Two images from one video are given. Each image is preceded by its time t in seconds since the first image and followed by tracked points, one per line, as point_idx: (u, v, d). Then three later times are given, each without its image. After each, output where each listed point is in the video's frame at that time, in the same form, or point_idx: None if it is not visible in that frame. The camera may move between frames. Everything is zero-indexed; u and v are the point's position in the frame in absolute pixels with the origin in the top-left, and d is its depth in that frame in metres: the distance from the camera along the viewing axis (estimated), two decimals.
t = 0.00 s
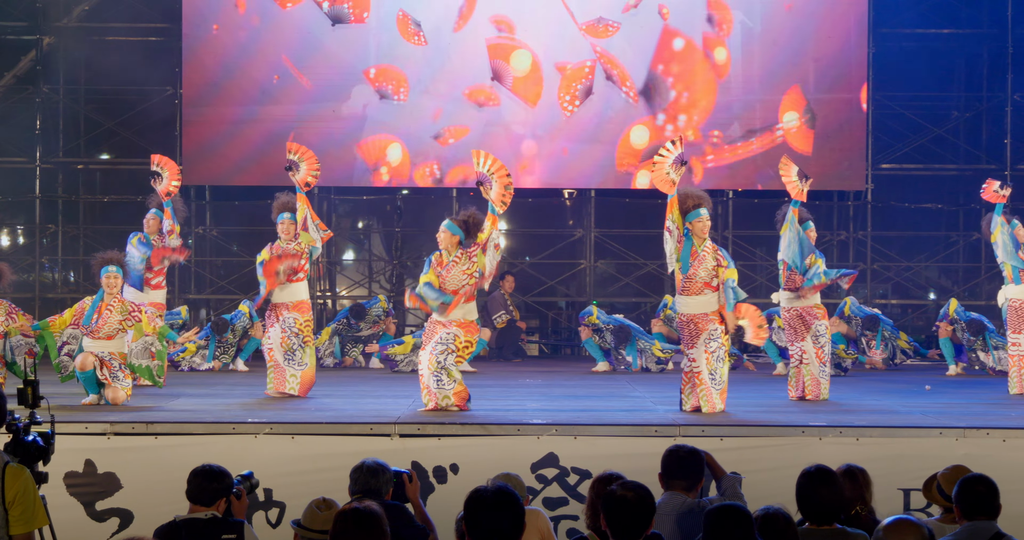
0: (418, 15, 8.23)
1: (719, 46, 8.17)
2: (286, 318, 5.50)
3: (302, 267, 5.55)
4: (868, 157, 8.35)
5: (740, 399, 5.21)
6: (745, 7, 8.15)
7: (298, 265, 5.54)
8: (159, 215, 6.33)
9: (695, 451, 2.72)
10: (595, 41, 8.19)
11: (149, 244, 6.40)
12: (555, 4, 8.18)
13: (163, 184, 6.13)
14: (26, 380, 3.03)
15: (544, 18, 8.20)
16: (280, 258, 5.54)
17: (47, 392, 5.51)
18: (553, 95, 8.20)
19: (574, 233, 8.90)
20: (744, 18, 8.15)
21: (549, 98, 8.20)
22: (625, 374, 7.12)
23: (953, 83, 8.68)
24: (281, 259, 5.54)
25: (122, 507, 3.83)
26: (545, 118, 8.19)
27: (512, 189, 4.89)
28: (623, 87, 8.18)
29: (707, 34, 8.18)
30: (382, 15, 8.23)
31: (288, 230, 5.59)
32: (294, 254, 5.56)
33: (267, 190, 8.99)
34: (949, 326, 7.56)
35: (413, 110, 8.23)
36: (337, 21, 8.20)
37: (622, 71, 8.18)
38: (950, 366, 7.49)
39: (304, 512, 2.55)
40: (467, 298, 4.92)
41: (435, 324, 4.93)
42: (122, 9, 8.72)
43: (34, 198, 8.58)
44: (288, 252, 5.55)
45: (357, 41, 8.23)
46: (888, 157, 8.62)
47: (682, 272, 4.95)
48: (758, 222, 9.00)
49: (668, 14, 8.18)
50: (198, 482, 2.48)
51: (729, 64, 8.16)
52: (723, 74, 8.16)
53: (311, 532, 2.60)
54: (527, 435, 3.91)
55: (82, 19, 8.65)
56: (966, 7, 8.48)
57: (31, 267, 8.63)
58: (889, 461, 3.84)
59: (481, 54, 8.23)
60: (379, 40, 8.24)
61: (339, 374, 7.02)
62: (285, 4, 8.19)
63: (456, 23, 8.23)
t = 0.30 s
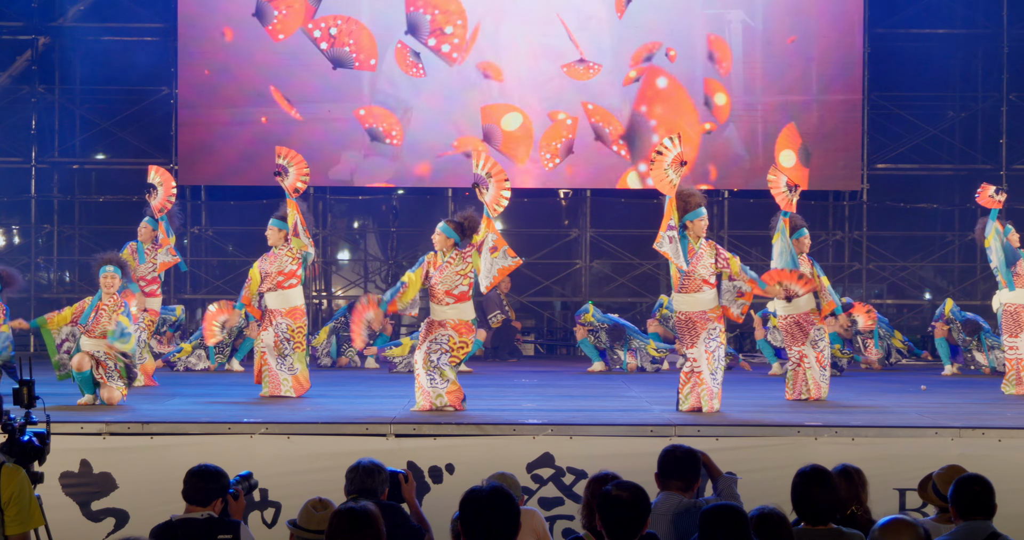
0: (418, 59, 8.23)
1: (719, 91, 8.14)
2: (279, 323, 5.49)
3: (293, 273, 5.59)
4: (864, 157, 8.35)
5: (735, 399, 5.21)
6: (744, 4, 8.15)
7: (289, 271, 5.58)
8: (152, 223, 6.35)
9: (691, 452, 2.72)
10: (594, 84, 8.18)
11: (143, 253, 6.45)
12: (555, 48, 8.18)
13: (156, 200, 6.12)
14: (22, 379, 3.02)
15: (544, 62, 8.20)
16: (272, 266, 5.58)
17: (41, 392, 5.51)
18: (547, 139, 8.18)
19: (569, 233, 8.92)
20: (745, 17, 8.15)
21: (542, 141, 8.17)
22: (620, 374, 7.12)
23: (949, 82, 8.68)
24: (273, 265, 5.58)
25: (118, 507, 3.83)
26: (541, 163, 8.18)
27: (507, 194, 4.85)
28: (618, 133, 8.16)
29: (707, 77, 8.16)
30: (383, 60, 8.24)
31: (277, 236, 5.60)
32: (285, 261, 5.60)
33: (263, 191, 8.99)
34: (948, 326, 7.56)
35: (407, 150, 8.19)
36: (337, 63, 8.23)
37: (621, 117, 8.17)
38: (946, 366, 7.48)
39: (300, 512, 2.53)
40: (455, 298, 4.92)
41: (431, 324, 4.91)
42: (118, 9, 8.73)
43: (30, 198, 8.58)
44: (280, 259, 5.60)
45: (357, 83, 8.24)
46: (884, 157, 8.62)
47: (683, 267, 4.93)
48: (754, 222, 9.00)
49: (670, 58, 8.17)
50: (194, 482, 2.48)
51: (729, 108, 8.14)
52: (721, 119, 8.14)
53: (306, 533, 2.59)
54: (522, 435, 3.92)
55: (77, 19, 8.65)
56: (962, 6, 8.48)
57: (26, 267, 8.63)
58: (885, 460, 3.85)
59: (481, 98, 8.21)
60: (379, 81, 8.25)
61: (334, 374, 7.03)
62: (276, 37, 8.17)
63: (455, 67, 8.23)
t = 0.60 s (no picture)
0: (418, 101, 8.22)
1: (719, 136, 8.13)
2: (274, 307, 5.51)
3: (286, 253, 5.58)
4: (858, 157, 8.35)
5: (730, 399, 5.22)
6: (767, 3, 8.17)
7: (282, 251, 5.57)
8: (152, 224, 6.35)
9: (688, 451, 2.71)
10: (597, 122, 8.17)
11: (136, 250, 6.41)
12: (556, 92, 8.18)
13: (153, 198, 6.13)
14: (17, 380, 3.03)
15: (542, 104, 8.19)
16: (264, 246, 5.58)
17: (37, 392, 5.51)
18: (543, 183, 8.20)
19: (565, 233, 8.92)
20: (767, 16, 8.17)
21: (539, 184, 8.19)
22: (615, 374, 7.13)
23: (946, 81, 8.67)
24: (266, 247, 5.58)
25: (114, 507, 3.83)
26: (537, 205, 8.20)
27: (503, 168, 4.89)
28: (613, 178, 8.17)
29: (708, 120, 8.13)
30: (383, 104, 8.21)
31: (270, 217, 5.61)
32: (277, 242, 5.57)
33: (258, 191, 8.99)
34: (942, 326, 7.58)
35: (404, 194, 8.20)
36: (337, 105, 8.20)
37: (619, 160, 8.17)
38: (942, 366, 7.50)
39: (296, 512, 2.53)
40: (458, 276, 4.91)
41: (432, 306, 4.91)
42: (113, 8, 8.71)
43: (25, 199, 8.57)
44: (272, 239, 5.58)
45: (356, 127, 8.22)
46: (880, 156, 8.61)
47: (679, 257, 4.93)
48: (751, 222, 9.01)
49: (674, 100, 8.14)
50: (190, 482, 2.48)
51: (728, 153, 8.13)
52: (721, 164, 8.13)
53: (303, 532, 2.58)
54: (518, 435, 3.92)
55: (72, 18, 8.65)
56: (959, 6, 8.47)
57: (22, 267, 8.62)
58: (880, 460, 3.85)
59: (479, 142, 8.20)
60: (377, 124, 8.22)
61: (329, 374, 7.02)
62: (271, 65, 8.19)
63: (454, 110, 8.22)
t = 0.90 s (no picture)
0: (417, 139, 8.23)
1: (718, 177, 8.13)
2: (277, 302, 5.50)
3: (286, 250, 5.58)
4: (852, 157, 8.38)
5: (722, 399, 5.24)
6: (784, 3, 8.13)
7: (282, 249, 5.56)
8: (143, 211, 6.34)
9: (682, 451, 2.72)
10: (596, 162, 8.20)
11: (131, 241, 6.40)
12: (555, 130, 8.20)
13: (148, 186, 6.14)
14: (10, 379, 3.02)
15: (541, 142, 8.21)
16: (264, 243, 5.56)
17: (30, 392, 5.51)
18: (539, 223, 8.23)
19: (559, 233, 8.93)
20: (785, 16, 8.14)
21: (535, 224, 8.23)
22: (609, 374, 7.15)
23: (939, 82, 8.68)
24: (266, 244, 5.56)
25: (107, 508, 3.83)
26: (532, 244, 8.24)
27: (498, 156, 4.88)
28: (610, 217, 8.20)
29: (704, 154, 8.14)
30: (383, 144, 8.22)
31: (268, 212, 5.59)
32: (276, 238, 5.57)
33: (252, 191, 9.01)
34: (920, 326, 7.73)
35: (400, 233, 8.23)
36: (337, 145, 8.22)
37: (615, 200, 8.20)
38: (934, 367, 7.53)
39: (289, 512, 2.53)
40: (466, 271, 4.94)
41: (443, 301, 4.88)
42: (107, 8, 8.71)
43: (18, 199, 8.57)
44: (272, 236, 5.58)
45: (356, 165, 8.24)
46: (873, 157, 8.63)
47: (670, 251, 4.92)
48: (746, 223, 9.03)
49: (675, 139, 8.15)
50: (184, 482, 2.48)
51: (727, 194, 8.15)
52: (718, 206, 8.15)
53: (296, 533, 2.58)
54: (512, 435, 3.92)
55: (66, 18, 8.65)
56: (951, 6, 8.49)
57: (15, 267, 8.61)
58: (873, 460, 3.86)
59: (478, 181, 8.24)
60: (379, 165, 8.24)
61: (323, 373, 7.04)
62: (264, 92, 8.18)
63: (452, 148, 8.24)
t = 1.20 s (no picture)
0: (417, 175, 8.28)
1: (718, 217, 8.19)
2: (287, 321, 5.53)
3: (287, 271, 5.56)
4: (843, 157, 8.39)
5: (712, 399, 5.26)
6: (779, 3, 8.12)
7: (289, 269, 5.56)
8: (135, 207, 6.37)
9: (675, 451, 2.71)
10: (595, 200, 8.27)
11: (126, 238, 6.42)
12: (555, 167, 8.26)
13: (143, 180, 6.16)
14: None
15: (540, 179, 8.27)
16: (270, 264, 5.52)
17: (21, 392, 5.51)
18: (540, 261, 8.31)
19: (550, 233, 8.95)
20: (780, 16, 8.13)
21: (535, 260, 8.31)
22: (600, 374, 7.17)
23: (930, 82, 8.68)
24: (273, 265, 5.53)
25: (98, 508, 3.83)
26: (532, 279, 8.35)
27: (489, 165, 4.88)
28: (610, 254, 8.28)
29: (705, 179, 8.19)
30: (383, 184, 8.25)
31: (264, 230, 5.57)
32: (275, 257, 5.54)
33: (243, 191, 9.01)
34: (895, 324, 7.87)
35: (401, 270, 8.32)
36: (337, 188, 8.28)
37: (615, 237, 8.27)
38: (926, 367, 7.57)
39: (280, 513, 2.52)
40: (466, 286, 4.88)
41: (450, 315, 4.80)
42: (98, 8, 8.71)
43: (9, 199, 8.57)
44: (275, 257, 5.55)
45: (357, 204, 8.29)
46: (863, 157, 8.65)
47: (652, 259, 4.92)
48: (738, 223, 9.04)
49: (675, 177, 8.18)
50: (175, 482, 2.47)
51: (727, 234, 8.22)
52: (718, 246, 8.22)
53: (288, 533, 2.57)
54: (503, 435, 3.92)
55: (57, 18, 8.66)
56: (942, 6, 8.50)
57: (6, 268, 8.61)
58: (864, 460, 3.87)
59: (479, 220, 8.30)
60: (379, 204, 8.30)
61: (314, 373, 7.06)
62: (257, 116, 8.18)
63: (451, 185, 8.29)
